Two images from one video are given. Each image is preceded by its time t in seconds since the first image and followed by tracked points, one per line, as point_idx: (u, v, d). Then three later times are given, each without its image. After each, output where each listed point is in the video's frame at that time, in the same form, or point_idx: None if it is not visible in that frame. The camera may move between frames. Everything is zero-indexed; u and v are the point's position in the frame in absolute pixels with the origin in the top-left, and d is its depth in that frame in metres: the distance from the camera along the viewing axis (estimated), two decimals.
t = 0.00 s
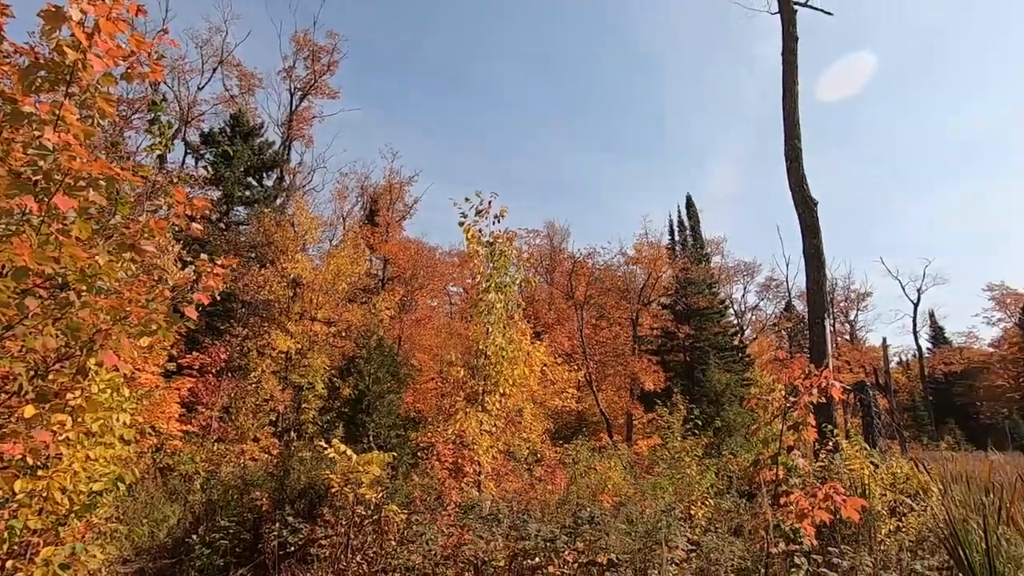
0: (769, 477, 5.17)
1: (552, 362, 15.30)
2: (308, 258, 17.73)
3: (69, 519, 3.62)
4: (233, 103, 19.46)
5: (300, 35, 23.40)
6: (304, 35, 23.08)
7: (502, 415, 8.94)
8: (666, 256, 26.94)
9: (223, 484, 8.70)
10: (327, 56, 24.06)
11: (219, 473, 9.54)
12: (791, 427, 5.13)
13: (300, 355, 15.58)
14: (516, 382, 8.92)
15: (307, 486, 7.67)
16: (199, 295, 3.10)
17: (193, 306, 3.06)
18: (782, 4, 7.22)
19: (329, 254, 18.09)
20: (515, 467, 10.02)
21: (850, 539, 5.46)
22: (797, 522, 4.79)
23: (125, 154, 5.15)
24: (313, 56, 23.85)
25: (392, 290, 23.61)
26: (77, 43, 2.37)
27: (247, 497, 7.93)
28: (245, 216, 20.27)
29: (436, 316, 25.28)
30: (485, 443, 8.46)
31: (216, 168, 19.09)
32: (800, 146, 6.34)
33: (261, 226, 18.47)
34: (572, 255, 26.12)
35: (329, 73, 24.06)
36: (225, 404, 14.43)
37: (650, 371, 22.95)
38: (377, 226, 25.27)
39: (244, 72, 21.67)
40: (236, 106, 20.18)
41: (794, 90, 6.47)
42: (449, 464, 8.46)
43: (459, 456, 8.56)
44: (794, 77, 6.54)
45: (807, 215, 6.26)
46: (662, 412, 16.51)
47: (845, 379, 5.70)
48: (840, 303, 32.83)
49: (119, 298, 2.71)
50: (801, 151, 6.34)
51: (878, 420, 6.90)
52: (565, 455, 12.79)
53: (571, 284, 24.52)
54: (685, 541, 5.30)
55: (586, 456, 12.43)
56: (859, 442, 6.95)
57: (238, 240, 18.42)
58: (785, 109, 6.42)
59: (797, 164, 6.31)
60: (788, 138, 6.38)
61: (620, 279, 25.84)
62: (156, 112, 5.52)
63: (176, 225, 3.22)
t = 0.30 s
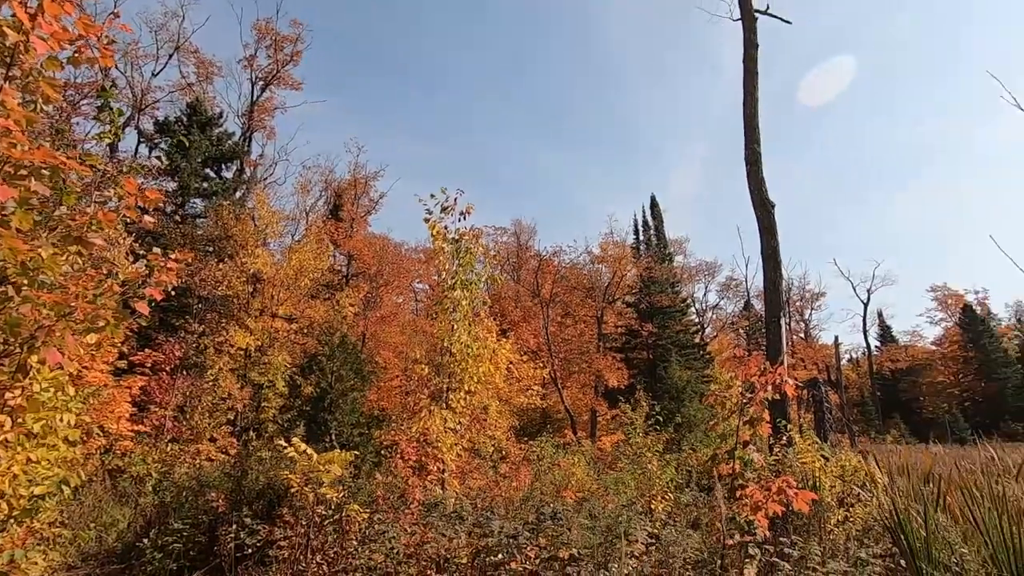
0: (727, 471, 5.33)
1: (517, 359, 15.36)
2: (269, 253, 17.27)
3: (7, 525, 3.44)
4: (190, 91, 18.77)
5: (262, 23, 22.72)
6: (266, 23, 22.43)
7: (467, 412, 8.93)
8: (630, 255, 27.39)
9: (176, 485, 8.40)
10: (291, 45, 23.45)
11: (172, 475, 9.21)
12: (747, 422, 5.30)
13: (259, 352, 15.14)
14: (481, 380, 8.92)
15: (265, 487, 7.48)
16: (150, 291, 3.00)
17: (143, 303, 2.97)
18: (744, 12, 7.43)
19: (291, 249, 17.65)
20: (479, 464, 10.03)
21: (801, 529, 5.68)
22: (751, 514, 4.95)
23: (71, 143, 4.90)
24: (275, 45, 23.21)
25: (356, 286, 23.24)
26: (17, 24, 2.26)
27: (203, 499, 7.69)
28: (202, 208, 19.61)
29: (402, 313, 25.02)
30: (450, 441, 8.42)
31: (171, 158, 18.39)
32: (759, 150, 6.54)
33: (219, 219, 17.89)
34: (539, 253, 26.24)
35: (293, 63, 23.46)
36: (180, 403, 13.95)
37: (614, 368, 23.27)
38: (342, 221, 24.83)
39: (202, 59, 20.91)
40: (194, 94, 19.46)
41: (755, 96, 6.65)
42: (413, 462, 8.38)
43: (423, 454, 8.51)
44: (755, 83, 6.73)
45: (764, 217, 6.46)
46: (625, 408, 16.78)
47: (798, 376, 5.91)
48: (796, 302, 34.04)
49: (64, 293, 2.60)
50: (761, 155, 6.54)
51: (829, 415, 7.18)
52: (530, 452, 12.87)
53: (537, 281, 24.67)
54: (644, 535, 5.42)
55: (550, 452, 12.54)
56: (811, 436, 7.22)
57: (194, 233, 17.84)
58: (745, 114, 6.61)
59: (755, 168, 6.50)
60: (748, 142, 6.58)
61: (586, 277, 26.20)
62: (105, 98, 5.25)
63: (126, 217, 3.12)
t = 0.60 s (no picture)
0: (687, 468, 5.45)
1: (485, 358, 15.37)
2: (230, 248, 16.76)
3: None
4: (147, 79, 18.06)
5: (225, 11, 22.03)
6: (228, 11, 21.75)
7: (433, 411, 8.85)
8: (598, 255, 27.74)
9: (128, 488, 8.09)
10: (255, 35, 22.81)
11: (124, 477, 8.85)
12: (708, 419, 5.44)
13: (218, 351, 14.74)
14: (447, 378, 8.87)
15: (223, 488, 7.27)
16: (98, 285, 2.89)
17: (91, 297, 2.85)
18: (710, 19, 7.60)
19: (253, 245, 17.17)
20: (445, 463, 10.02)
21: (758, 522, 5.88)
22: (710, 509, 5.08)
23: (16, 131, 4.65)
24: (238, 34, 22.53)
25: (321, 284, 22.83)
26: None
27: (156, 502, 7.43)
28: (159, 201, 18.91)
29: (368, 311, 24.70)
30: (415, 441, 8.35)
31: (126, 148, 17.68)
32: (723, 154, 6.71)
33: (176, 212, 17.25)
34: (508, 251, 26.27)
35: (256, 54, 22.82)
36: (133, 403, 13.42)
37: (581, 367, 23.53)
38: (307, 217, 24.31)
39: (159, 46, 20.14)
40: (150, 83, 18.73)
41: (719, 102, 6.82)
42: (378, 462, 8.28)
43: (388, 454, 8.41)
44: (719, 89, 6.91)
45: (726, 220, 6.64)
46: (591, 407, 16.98)
47: (757, 374, 6.10)
48: (757, 302, 35.05)
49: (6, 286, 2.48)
50: (724, 159, 6.71)
51: (786, 412, 7.43)
52: (496, 451, 12.89)
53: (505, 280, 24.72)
54: (606, 530, 5.50)
55: (516, 451, 12.60)
56: (769, 432, 7.46)
57: (150, 226, 17.22)
58: (709, 119, 6.77)
59: (719, 171, 6.67)
60: (713, 146, 6.74)
61: (553, 276, 26.65)
62: (53, 84, 4.98)
63: (74, 209, 3.00)
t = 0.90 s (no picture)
0: (654, 461, 5.54)
1: (456, 353, 15.33)
2: (193, 240, 16.27)
3: None
4: (104, 63, 17.33)
5: None
6: None
7: (402, 406, 8.78)
8: (569, 252, 27.94)
9: (83, 487, 7.80)
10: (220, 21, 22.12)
11: (78, 477, 8.53)
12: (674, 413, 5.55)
13: (180, 345, 14.11)
14: (417, 374, 8.81)
15: (184, 487, 7.08)
16: (48, 276, 2.77)
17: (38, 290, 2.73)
18: (681, 19, 7.70)
19: (217, 237, 16.70)
20: (414, 459, 9.97)
21: (722, 514, 6.04)
22: (675, 501, 5.18)
23: None
24: (202, 19, 21.80)
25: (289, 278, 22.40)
26: None
27: (113, 502, 7.20)
28: (118, 190, 18.24)
29: (337, 306, 24.36)
30: (383, 437, 8.28)
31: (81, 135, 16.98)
32: (691, 153, 6.82)
33: (136, 202, 16.63)
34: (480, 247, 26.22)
35: (221, 40, 22.12)
36: (88, 400, 12.90)
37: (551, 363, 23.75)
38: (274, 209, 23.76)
39: (118, 29, 19.35)
40: (108, 67, 17.99)
41: (688, 102, 6.92)
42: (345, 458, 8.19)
43: (355, 450, 8.32)
44: (689, 89, 7.01)
45: (694, 218, 6.77)
46: (561, 402, 17.12)
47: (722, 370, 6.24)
48: (724, 299, 35.84)
49: None
50: (693, 158, 6.82)
51: (750, 407, 7.63)
52: (466, 446, 12.90)
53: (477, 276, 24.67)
54: (573, 524, 5.56)
55: (486, 446, 12.63)
56: (733, 426, 7.65)
57: (107, 217, 16.65)
58: (679, 119, 6.88)
59: (687, 170, 6.79)
60: (682, 145, 6.85)
61: (525, 272, 26.74)
62: (0, 64, 4.70)
63: (23, 197, 2.86)
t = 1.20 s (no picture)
0: (625, 447, 5.64)
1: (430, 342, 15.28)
2: (157, 227, 15.76)
3: None
4: (59, 40, 16.54)
5: None
6: None
7: (374, 396, 8.72)
8: (544, 241, 28.01)
9: (41, 481, 7.57)
10: None
11: (36, 471, 8.26)
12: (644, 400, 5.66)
13: (143, 335, 14.02)
14: (390, 363, 8.76)
15: (149, 480, 6.93)
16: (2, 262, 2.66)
17: None
18: (655, 10, 7.73)
19: (183, 223, 16.21)
20: (387, 448, 9.94)
21: (689, 497, 6.21)
22: (643, 486, 5.31)
23: None
24: None
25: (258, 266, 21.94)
26: None
27: (74, 495, 7.01)
28: (75, 174, 17.56)
29: (309, 295, 23.99)
30: (356, 426, 8.22)
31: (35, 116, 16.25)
32: (664, 143, 6.89)
33: (94, 186, 15.97)
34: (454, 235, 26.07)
35: (185, 19, 21.28)
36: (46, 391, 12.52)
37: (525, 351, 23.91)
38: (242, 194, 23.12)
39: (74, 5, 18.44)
40: (64, 45, 17.18)
41: (662, 94, 6.97)
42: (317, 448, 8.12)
43: (327, 439, 8.25)
44: (663, 80, 7.06)
45: (667, 208, 6.85)
46: (535, 390, 17.25)
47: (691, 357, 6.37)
48: (695, 288, 36.48)
49: None
50: (666, 148, 6.89)
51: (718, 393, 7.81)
52: (440, 435, 12.91)
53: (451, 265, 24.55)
54: (544, 510, 5.61)
55: (460, 434, 12.68)
56: (701, 412, 7.82)
57: (65, 201, 15.91)
58: (652, 110, 6.92)
59: (661, 161, 6.85)
60: (656, 136, 6.90)
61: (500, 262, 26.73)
62: None
63: None
